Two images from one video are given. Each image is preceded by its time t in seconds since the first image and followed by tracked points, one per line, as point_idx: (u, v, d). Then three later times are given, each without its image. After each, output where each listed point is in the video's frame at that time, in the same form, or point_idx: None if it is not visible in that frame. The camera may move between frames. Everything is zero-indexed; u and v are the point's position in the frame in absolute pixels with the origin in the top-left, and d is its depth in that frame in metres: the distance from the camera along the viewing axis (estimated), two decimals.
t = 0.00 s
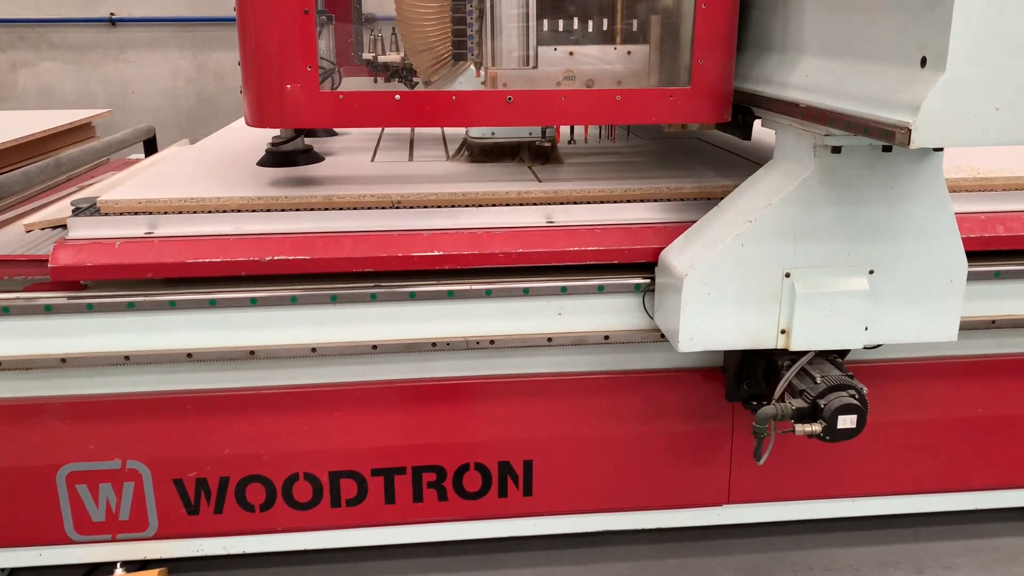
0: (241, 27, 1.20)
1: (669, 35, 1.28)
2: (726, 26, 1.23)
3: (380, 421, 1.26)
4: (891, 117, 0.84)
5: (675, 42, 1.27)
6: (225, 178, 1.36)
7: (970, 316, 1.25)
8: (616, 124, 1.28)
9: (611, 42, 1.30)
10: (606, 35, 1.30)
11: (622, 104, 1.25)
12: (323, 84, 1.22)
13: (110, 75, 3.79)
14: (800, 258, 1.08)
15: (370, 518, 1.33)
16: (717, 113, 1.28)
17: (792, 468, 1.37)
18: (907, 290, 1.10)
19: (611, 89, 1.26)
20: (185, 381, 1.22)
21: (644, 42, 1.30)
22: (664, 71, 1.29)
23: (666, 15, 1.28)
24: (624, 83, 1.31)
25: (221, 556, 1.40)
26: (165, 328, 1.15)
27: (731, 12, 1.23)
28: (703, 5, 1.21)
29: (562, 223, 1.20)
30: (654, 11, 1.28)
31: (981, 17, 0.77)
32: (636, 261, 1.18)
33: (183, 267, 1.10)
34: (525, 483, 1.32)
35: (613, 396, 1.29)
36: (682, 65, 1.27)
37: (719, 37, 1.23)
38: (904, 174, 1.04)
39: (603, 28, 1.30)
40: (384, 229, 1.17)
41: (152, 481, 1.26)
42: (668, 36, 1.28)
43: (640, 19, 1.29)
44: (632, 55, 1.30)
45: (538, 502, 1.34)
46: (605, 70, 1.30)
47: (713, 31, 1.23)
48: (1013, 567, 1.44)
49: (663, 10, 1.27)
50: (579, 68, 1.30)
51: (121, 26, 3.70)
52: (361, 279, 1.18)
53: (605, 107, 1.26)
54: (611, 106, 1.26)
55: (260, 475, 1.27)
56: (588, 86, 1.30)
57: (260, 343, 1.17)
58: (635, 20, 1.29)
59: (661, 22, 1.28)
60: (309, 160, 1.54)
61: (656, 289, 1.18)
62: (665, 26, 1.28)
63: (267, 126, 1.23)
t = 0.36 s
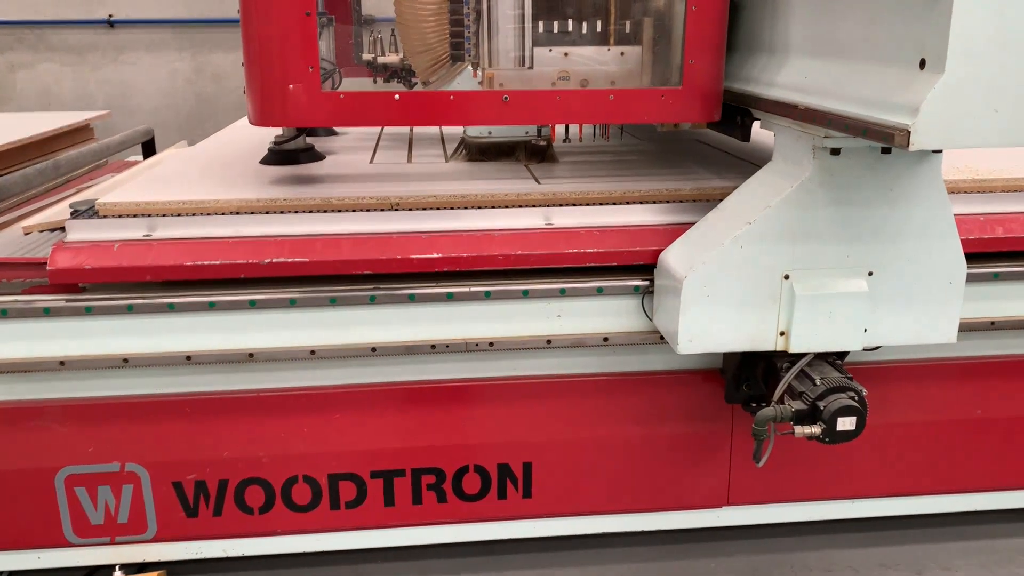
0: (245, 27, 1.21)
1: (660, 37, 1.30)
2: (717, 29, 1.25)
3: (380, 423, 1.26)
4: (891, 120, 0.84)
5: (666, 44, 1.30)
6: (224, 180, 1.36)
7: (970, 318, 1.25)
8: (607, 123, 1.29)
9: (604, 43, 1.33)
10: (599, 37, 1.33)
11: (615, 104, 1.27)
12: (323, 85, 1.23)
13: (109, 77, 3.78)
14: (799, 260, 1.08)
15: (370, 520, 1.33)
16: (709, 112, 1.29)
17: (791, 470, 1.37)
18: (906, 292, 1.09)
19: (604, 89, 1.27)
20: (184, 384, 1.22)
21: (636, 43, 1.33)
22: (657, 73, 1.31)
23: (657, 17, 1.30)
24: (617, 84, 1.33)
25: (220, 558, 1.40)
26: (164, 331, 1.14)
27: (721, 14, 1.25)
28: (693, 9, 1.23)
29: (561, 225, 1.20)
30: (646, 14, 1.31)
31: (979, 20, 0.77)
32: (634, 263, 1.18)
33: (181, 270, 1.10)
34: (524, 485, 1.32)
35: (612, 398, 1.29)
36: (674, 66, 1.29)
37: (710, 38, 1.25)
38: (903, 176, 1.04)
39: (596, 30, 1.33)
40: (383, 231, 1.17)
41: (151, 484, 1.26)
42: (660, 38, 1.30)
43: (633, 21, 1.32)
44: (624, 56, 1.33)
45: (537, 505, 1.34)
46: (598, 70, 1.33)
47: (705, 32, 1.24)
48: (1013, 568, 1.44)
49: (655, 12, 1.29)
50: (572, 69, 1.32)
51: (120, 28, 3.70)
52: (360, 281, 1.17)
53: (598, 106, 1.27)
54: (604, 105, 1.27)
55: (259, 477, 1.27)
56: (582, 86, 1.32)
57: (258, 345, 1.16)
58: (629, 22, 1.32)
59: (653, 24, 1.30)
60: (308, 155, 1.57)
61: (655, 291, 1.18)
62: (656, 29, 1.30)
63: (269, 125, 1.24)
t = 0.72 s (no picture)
0: (248, 35, 1.24)
1: (652, 45, 1.34)
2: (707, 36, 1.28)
3: (378, 430, 1.27)
4: (886, 128, 0.84)
5: (657, 51, 1.33)
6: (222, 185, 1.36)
7: (966, 325, 1.25)
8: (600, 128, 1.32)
9: (596, 50, 1.35)
10: (592, 44, 1.35)
11: (607, 110, 1.30)
12: (324, 91, 1.25)
13: (107, 83, 3.79)
14: (795, 267, 1.08)
15: (367, 527, 1.32)
16: (699, 117, 1.33)
17: (789, 476, 1.38)
18: (902, 298, 1.10)
19: (596, 95, 1.30)
20: (182, 391, 1.22)
21: (628, 51, 1.35)
22: (648, 78, 1.35)
23: (649, 25, 1.34)
24: (609, 89, 1.35)
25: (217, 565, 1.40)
26: (162, 338, 1.15)
27: (710, 21, 1.28)
28: (684, 16, 1.26)
29: (559, 231, 1.20)
30: (638, 22, 1.34)
31: (973, 29, 0.77)
32: (631, 270, 1.18)
33: (180, 277, 1.10)
34: (522, 491, 1.32)
35: (610, 404, 1.29)
36: (665, 71, 1.32)
37: (699, 44, 1.28)
38: (899, 183, 1.04)
39: (590, 38, 1.35)
40: (380, 238, 1.18)
41: (148, 491, 1.26)
42: (652, 45, 1.34)
43: (625, 28, 1.35)
44: (616, 63, 1.35)
45: (535, 511, 1.34)
46: (591, 76, 1.35)
47: (694, 40, 1.27)
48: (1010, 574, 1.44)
49: (646, 21, 1.33)
50: (566, 75, 1.34)
51: (118, 34, 3.70)
52: (358, 288, 1.18)
53: (591, 112, 1.30)
54: (597, 111, 1.30)
55: (257, 484, 1.27)
56: (575, 92, 1.34)
57: (256, 352, 1.17)
58: (621, 30, 1.35)
59: (645, 32, 1.34)
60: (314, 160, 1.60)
61: (652, 298, 1.19)
62: (649, 36, 1.34)
63: (271, 130, 1.27)
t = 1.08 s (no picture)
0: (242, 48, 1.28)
1: (633, 56, 1.36)
2: (685, 50, 1.31)
3: (367, 444, 1.26)
4: (871, 143, 0.85)
5: (638, 63, 1.36)
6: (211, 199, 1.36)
7: (952, 335, 1.26)
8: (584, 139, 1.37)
9: (580, 63, 1.38)
10: (576, 58, 1.38)
11: (589, 121, 1.34)
12: (316, 102, 1.30)
13: (96, 96, 3.78)
14: (782, 280, 1.09)
15: (358, 541, 1.32)
16: (679, 128, 1.36)
17: (778, 486, 1.38)
18: (888, 310, 1.11)
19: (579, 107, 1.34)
20: (172, 405, 1.22)
21: (610, 64, 1.38)
22: (631, 90, 1.37)
23: (630, 38, 1.36)
24: (593, 101, 1.39)
25: None
26: (151, 353, 1.14)
27: (689, 34, 1.31)
28: (664, 31, 1.30)
29: (549, 244, 1.21)
30: (618, 36, 1.36)
31: (954, 45, 0.78)
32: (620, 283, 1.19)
33: (169, 291, 1.10)
34: (513, 504, 1.32)
35: (599, 416, 1.29)
36: (645, 83, 1.36)
37: (678, 57, 1.32)
38: (884, 196, 1.05)
39: (573, 51, 1.38)
40: (369, 252, 1.18)
41: (137, 507, 1.25)
42: (633, 57, 1.36)
43: (607, 42, 1.37)
44: (599, 76, 1.38)
45: (525, 524, 1.34)
46: (576, 89, 1.38)
47: (673, 53, 1.31)
48: None
49: (627, 34, 1.35)
50: (551, 88, 1.38)
51: (107, 47, 3.70)
52: (347, 302, 1.18)
53: (574, 124, 1.35)
54: (580, 122, 1.35)
55: (247, 499, 1.27)
56: (560, 104, 1.38)
57: (246, 367, 1.17)
58: (603, 44, 1.37)
59: (626, 45, 1.36)
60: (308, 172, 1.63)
61: (641, 310, 1.19)
62: (630, 48, 1.36)
63: (265, 141, 1.31)
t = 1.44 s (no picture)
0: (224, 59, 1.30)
1: (607, 64, 1.40)
2: (655, 57, 1.36)
3: (351, 456, 1.26)
4: (847, 149, 0.86)
5: (612, 70, 1.39)
6: (190, 210, 1.35)
7: (932, 339, 1.27)
8: (560, 145, 1.40)
9: (556, 72, 1.40)
10: (552, 66, 1.40)
11: (564, 127, 1.38)
12: (299, 111, 1.32)
13: (75, 107, 3.76)
14: (762, 286, 1.09)
15: (342, 554, 1.32)
16: (651, 133, 1.41)
17: (762, 492, 1.39)
18: (868, 315, 1.11)
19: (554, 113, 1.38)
20: (153, 420, 1.21)
21: (585, 72, 1.41)
22: (606, 97, 1.40)
23: (603, 46, 1.39)
24: (569, 108, 1.41)
25: None
26: (131, 367, 1.14)
27: (659, 43, 1.35)
28: (635, 39, 1.34)
29: (530, 252, 1.21)
30: (592, 44, 1.40)
31: (927, 52, 0.79)
32: (602, 290, 1.19)
33: (148, 305, 1.09)
34: (498, 514, 1.32)
35: (583, 424, 1.29)
36: (619, 89, 1.39)
37: (649, 65, 1.36)
38: (862, 203, 1.06)
39: (549, 60, 1.40)
40: (351, 263, 1.18)
41: (118, 522, 1.24)
42: (607, 65, 1.40)
43: (581, 51, 1.40)
44: (574, 83, 1.41)
45: (511, 534, 1.34)
46: (552, 96, 1.40)
47: (644, 61, 1.35)
48: None
49: (601, 42, 1.39)
50: (527, 95, 1.40)
51: (86, 58, 3.68)
52: (329, 313, 1.17)
53: (550, 129, 1.38)
54: (555, 129, 1.38)
55: (230, 513, 1.26)
56: (537, 111, 1.40)
57: (227, 380, 1.16)
58: (577, 52, 1.40)
59: (600, 53, 1.40)
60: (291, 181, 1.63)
61: (623, 317, 1.19)
62: (604, 56, 1.39)
63: (247, 150, 1.33)
